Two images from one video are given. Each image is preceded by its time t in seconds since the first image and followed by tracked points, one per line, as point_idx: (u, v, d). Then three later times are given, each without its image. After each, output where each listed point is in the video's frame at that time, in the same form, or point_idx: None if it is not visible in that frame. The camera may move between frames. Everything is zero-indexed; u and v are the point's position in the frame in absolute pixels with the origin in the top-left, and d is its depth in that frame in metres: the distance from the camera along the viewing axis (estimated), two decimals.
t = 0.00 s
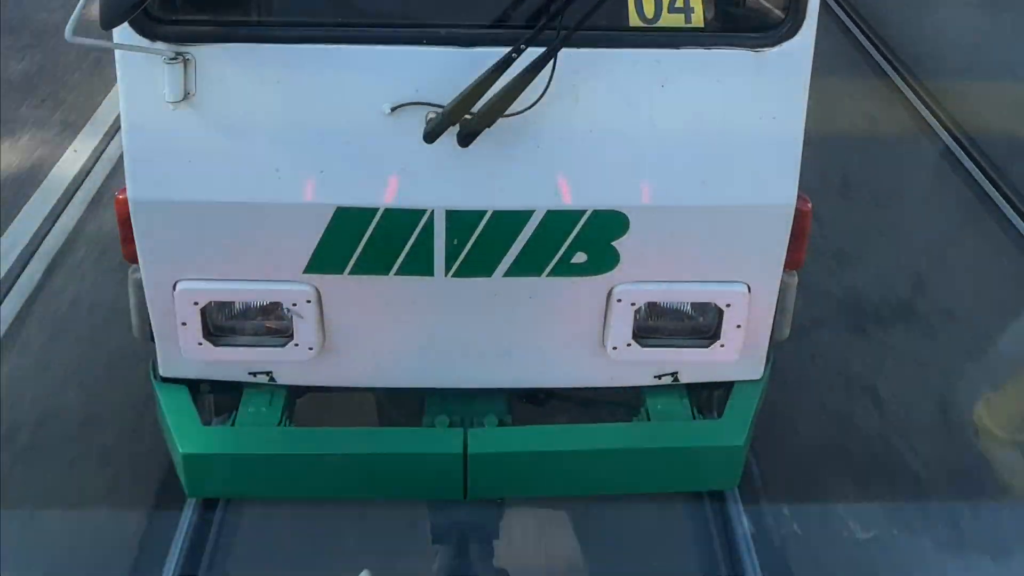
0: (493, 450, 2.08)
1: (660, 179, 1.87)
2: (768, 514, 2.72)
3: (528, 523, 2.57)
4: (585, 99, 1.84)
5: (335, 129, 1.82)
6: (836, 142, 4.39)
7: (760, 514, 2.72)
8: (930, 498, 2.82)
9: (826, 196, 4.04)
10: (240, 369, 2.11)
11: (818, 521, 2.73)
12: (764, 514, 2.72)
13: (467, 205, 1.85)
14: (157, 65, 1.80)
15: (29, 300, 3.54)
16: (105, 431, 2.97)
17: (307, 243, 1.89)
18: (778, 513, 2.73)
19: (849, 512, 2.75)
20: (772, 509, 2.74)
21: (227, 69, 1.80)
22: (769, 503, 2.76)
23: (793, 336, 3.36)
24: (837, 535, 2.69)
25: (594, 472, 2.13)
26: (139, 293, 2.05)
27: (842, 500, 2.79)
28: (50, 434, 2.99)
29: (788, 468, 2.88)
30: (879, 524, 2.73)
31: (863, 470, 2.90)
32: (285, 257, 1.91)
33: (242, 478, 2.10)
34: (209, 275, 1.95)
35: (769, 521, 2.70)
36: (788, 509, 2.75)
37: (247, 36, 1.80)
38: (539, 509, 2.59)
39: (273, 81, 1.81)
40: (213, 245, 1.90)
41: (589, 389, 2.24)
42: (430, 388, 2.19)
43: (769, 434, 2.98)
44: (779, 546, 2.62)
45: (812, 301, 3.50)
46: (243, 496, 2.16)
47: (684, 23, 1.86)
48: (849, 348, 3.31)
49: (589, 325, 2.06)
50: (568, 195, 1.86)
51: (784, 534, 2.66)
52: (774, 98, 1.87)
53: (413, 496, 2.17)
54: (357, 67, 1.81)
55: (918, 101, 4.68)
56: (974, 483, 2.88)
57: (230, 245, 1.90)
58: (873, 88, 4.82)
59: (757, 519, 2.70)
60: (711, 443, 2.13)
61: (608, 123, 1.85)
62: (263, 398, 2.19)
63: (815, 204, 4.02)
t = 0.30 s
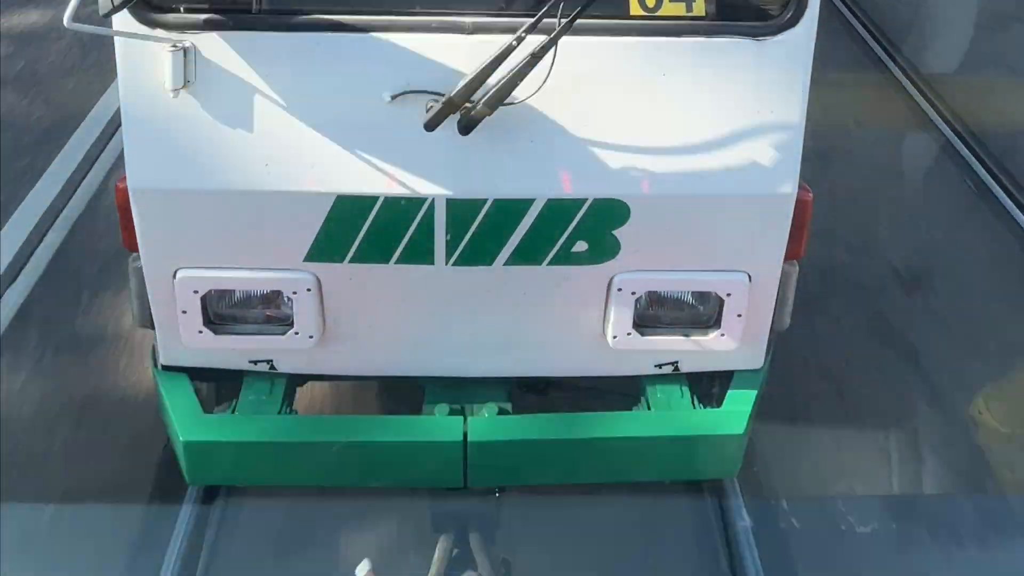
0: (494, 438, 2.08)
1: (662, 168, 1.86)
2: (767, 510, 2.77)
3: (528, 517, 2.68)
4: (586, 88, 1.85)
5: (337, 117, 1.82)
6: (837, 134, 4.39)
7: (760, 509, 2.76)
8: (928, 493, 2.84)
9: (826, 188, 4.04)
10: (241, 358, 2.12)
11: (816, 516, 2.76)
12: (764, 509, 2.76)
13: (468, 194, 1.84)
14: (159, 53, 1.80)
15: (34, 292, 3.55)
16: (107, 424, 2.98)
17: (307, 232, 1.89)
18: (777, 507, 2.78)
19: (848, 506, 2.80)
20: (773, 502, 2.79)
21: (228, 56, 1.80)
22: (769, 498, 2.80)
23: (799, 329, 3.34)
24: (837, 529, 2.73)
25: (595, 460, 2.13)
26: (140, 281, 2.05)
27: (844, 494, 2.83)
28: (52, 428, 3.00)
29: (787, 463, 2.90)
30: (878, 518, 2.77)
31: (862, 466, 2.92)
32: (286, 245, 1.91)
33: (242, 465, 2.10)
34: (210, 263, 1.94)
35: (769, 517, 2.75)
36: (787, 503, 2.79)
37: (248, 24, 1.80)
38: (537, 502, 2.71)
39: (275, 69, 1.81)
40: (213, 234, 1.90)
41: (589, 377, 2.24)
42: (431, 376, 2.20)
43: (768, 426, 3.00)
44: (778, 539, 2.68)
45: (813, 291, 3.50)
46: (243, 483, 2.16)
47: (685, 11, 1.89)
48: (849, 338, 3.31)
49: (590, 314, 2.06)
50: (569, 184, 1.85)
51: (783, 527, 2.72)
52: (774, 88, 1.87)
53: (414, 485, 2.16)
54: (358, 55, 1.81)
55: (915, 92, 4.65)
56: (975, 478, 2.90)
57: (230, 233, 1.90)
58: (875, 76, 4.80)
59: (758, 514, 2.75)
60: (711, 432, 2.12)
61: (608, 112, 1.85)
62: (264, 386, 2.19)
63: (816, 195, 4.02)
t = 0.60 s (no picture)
0: (496, 430, 2.08)
1: (664, 160, 1.86)
2: (776, 503, 2.84)
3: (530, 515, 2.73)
4: (589, 80, 1.83)
5: (339, 110, 1.81)
6: (838, 127, 4.39)
7: (769, 502, 2.84)
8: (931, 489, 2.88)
9: (827, 182, 4.04)
10: (242, 349, 2.12)
11: (824, 509, 2.84)
12: (772, 502, 2.84)
13: (470, 185, 1.84)
14: (160, 45, 1.79)
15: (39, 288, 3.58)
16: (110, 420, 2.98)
17: (309, 225, 1.89)
18: (786, 502, 2.85)
19: (855, 501, 2.86)
20: (779, 497, 2.86)
21: (229, 47, 1.79)
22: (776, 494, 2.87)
23: (796, 323, 3.41)
24: (845, 523, 2.80)
25: (596, 452, 2.13)
26: (142, 273, 2.05)
27: (846, 489, 2.90)
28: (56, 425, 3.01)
29: (787, 460, 2.97)
30: (887, 514, 2.82)
31: (864, 461, 2.98)
32: (288, 236, 1.91)
33: (244, 457, 2.10)
34: (212, 255, 1.94)
35: (778, 510, 2.82)
36: (794, 498, 2.87)
37: (250, 15, 1.78)
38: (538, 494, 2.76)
39: (276, 61, 1.79)
40: (215, 226, 1.90)
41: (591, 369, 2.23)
42: (433, 367, 2.20)
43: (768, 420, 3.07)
44: (784, 534, 2.75)
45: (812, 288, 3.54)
46: (245, 474, 2.16)
47: (688, 3, 1.89)
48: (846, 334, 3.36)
49: (591, 306, 2.06)
50: (571, 177, 1.85)
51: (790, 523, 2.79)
52: (778, 80, 1.86)
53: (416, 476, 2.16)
54: (359, 46, 1.79)
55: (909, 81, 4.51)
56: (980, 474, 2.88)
57: (233, 225, 1.90)
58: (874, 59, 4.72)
59: (765, 507, 2.82)
60: (713, 425, 2.12)
61: (611, 105, 1.84)
62: (265, 377, 2.19)
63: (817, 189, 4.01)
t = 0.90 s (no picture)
0: (493, 425, 2.08)
1: (663, 158, 1.86)
2: (774, 499, 2.83)
3: (527, 508, 2.75)
4: (587, 77, 1.83)
5: (336, 107, 1.81)
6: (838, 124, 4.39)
7: (767, 498, 2.83)
8: (930, 484, 2.86)
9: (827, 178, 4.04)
10: (240, 344, 2.12)
11: (822, 504, 2.83)
12: (769, 498, 2.83)
13: (467, 181, 1.85)
14: (157, 41, 1.79)
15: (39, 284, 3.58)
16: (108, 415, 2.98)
17: (307, 220, 1.89)
18: (784, 497, 2.84)
19: (854, 496, 2.85)
20: (778, 493, 2.85)
21: (226, 44, 1.79)
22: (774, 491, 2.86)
23: (795, 319, 3.42)
24: (841, 519, 2.79)
25: (593, 448, 2.13)
26: (140, 269, 2.06)
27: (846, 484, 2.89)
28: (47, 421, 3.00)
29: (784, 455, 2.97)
30: (886, 511, 2.81)
31: (863, 456, 2.96)
32: (286, 232, 1.91)
33: (241, 451, 2.10)
34: (211, 250, 1.95)
35: (776, 506, 2.81)
36: (793, 493, 2.85)
37: (246, 11, 1.78)
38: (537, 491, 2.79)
39: (273, 57, 1.79)
40: (213, 221, 1.90)
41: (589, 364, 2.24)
42: (431, 363, 2.21)
43: (766, 416, 3.09)
44: (783, 530, 2.74)
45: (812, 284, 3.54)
46: (242, 469, 2.16)
47: None
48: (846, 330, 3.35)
49: (589, 303, 2.06)
50: (568, 173, 1.85)
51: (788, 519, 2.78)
52: (777, 77, 1.86)
53: (413, 471, 2.17)
54: (354, 43, 1.79)
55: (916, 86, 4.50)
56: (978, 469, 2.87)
57: (231, 220, 1.90)
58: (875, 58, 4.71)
59: (764, 502, 2.81)
60: (710, 420, 2.12)
61: (608, 101, 1.84)
62: (263, 372, 2.19)
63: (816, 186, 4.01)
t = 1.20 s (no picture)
0: (493, 425, 2.09)
1: (663, 158, 1.86)
2: (769, 497, 2.83)
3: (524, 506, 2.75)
4: (587, 78, 1.83)
5: (337, 107, 1.82)
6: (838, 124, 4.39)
7: (762, 496, 2.83)
8: (926, 484, 2.88)
9: (826, 177, 4.04)
10: (241, 344, 2.13)
11: (815, 504, 2.84)
12: (765, 497, 2.83)
13: (467, 182, 1.85)
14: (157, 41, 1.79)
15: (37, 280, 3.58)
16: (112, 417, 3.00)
17: (307, 220, 1.90)
18: (778, 496, 2.84)
19: (848, 496, 2.86)
20: (772, 493, 2.85)
21: (225, 44, 1.79)
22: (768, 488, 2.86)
23: (796, 319, 3.42)
24: (837, 518, 2.80)
25: (594, 447, 2.14)
26: (140, 268, 2.06)
27: (840, 484, 2.90)
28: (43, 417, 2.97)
29: (783, 454, 2.97)
30: (879, 510, 2.83)
31: (862, 455, 2.98)
32: (286, 231, 1.91)
33: (243, 450, 2.11)
34: (211, 250, 1.95)
35: (771, 505, 2.81)
36: (787, 493, 2.85)
37: (245, 12, 1.78)
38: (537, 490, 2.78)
39: (273, 58, 1.80)
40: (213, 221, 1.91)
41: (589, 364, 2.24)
42: (431, 362, 2.21)
43: (767, 415, 3.09)
44: (777, 531, 2.74)
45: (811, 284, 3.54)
46: (243, 467, 2.17)
47: None
48: (845, 331, 3.36)
49: (589, 302, 2.06)
50: (568, 173, 1.85)
51: (782, 519, 2.77)
52: (776, 78, 1.85)
53: (413, 470, 2.17)
54: (353, 44, 1.79)
55: (914, 81, 4.58)
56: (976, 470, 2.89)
57: (232, 220, 1.91)
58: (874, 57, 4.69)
59: (757, 502, 2.81)
60: (709, 420, 2.12)
61: (608, 102, 1.84)
62: (264, 371, 2.20)
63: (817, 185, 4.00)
